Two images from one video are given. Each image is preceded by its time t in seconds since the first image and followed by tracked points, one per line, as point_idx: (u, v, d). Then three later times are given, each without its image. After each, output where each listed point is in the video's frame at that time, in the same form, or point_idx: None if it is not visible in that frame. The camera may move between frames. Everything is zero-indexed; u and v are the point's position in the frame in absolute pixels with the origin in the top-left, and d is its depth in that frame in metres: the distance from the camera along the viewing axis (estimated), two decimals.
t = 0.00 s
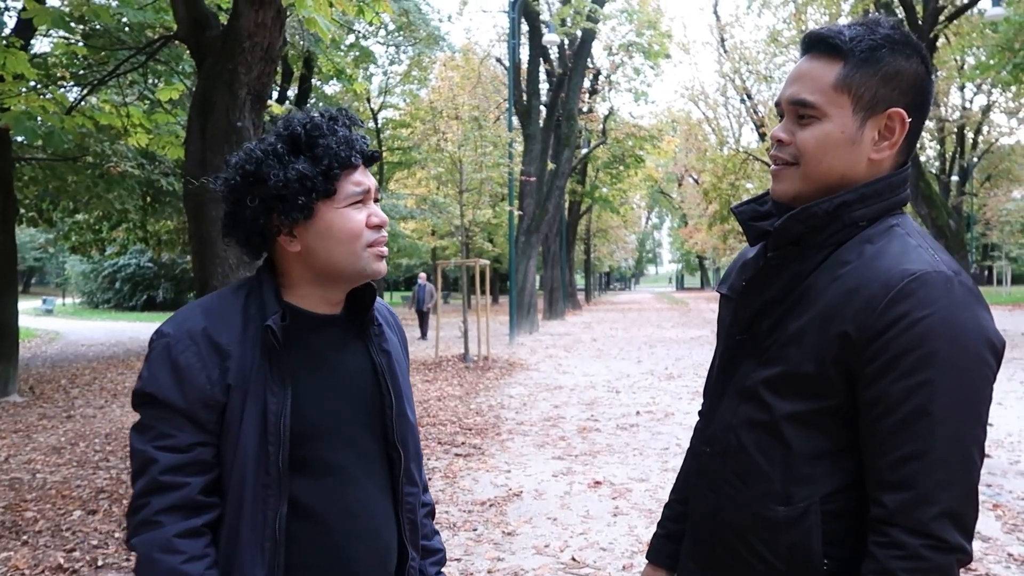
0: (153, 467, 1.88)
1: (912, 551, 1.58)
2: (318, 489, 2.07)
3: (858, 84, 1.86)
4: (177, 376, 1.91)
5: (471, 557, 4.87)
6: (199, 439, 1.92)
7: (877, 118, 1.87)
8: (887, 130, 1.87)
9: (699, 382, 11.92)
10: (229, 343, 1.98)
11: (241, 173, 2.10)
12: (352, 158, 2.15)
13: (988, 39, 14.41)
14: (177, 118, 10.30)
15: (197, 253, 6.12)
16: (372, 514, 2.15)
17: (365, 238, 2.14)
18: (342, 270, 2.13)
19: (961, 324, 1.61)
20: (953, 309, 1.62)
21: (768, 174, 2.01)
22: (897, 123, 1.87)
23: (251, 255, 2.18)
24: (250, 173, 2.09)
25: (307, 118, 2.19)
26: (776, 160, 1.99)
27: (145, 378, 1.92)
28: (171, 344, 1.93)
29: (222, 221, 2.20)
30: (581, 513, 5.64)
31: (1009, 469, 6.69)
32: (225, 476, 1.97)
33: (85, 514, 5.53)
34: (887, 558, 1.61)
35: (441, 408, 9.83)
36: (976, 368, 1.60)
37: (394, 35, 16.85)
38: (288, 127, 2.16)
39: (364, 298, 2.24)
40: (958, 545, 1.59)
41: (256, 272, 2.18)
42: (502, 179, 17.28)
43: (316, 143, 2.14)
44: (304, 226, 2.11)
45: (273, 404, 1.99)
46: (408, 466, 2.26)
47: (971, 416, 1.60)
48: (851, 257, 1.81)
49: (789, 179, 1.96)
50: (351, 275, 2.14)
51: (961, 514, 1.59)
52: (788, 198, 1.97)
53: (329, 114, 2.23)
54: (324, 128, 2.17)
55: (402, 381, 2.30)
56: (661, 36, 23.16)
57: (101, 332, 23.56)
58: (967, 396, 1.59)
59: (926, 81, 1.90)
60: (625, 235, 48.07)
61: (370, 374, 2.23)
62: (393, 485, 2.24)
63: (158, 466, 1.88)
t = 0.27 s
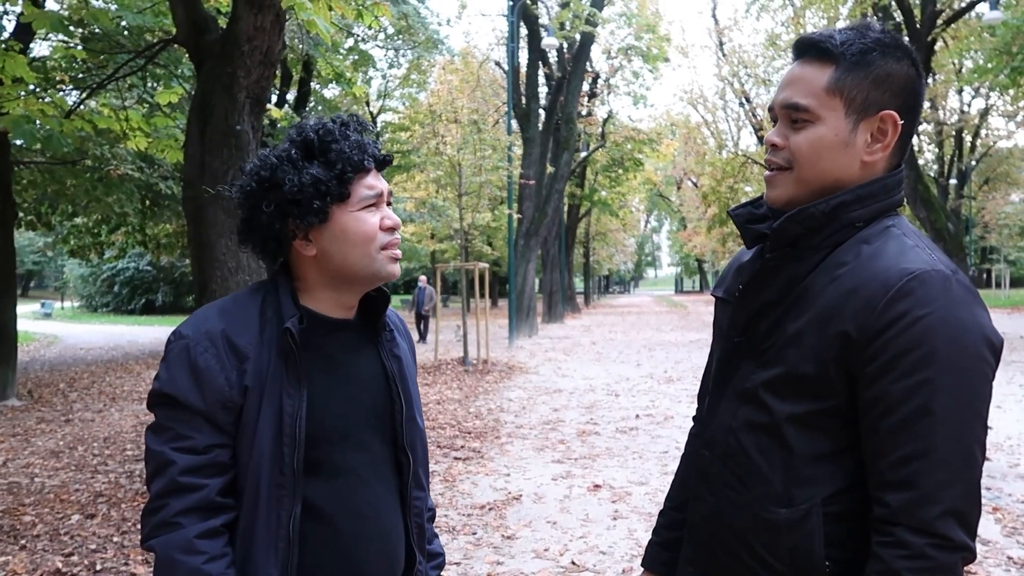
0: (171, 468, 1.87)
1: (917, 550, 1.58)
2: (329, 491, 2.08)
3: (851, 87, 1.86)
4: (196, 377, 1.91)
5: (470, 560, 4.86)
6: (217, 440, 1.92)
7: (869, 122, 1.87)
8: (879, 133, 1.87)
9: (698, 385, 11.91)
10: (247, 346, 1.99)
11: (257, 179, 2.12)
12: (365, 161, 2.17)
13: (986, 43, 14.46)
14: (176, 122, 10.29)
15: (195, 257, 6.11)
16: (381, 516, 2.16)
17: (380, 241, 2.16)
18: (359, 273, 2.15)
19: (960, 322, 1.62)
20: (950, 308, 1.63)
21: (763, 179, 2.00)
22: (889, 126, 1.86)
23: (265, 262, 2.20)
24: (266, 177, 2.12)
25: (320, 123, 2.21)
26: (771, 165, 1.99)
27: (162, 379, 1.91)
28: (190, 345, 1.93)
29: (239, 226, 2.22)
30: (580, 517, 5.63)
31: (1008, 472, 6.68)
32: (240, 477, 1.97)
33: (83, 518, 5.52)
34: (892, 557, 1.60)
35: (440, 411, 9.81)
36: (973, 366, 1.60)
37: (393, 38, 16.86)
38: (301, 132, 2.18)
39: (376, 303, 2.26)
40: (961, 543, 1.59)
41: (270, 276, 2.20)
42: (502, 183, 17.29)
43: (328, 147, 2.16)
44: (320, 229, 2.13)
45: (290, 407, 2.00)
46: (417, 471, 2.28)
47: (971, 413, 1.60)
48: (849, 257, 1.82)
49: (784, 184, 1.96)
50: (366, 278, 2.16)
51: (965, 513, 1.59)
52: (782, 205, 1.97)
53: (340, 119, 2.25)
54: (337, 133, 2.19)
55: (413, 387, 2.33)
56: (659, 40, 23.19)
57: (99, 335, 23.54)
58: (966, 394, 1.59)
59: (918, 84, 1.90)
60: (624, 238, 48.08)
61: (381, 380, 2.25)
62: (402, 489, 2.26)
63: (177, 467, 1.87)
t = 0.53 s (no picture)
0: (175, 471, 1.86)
1: (926, 553, 1.58)
2: (335, 495, 2.10)
3: (831, 91, 1.87)
4: (201, 380, 1.91)
5: (469, 564, 4.86)
6: (222, 444, 1.92)
7: (850, 124, 1.87)
8: (861, 136, 1.88)
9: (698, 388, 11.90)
10: (253, 351, 1.99)
11: (264, 186, 2.12)
12: (373, 168, 2.19)
13: (984, 46, 14.50)
14: (175, 126, 10.28)
15: (194, 261, 6.11)
16: (385, 520, 2.18)
17: (387, 246, 2.17)
18: (362, 278, 2.16)
19: (968, 326, 1.62)
20: (959, 310, 1.64)
21: (748, 184, 2.02)
22: (871, 129, 1.87)
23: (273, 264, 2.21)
24: (274, 185, 2.12)
25: (328, 129, 2.22)
26: (755, 171, 2.00)
27: (167, 382, 1.91)
28: (196, 349, 1.93)
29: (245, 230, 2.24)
30: (580, 521, 5.62)
31: (1008, 474, 6.68)
32: (244, 481, 1.97)
33: (82, 522, 5.51)
34: (900, 558, 1.60)
35: (440, 415, 9.80)
36: (981, 369, 1.61)
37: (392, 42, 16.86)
38: (308, 138, 2.19)
39: (382, 307, 2.29)
40: (969, 545, 1.59)
41: (277, 279, 2.21)
42: (501, 186, 17.29)
43: (337, 154, 2.17)
44: (328, 235, 2.14)
45: (295, 412, 2.00)
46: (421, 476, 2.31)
47: (978, 416, 1.60)
48: (853, 260, 1.82)
49: (767, 190, 1.97)
50: (371, 284, 2.17)
51: (974, 515, 1.59)
52: (767, 211, 1.98)
53: (347, 124, 2.25)
54: (345, 139, 2.19)
55: (417, 393, 2.35)
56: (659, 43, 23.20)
57: (99, 339, 23.51)
58: (974, 398, 1.60)
59: (903, 87, 1.90)
60: (624, 241, 48.09)
61: (386, 386, 2.27)
62: (405, 494, 2.28)
63: (181, 470, 1.86)
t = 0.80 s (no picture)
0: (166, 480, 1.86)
1: (920, 549, 1.58)
2: (330, 499, 2.11)
3: (808, 99, 1.91)
4: (192, 385, 1.90)
5: (467, 566, 4.85)
6: (214, 450, 1.92)
7: (831, 130, 1.92)
8: (843, 140, 1.93)
9: (697, 390, 11.90)
10: (244, 355, 1.98)
11: (260, 187, 2.11)
12: (371, 170, 2.20)
13: (982, 49, 14.55)
14: (174, 128, 10.27)
15: (193, 264, 6.11)
16: (379, 525, 2.19)
17: (385, 250, 2.19)
18: (358, 280, 2.17)
19: (955, 322, 1.63)
20: (948, 307, 1.65)
21: (735, 197, 2.06)
22: (851, 133, 1.93)
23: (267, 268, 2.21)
24: (270, 187, 2.11)
25: (324, 130, 2.22)
26: (740, 184, 2.05)
27: (158, 388, 1.90)
28: (187, 355, 1.93)
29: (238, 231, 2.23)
30: (578, 523, 5.62)
31: (1007, 477, 6.68)
32: (237, 487, 1.97)
33: (79, 524, 5.50)
34: (896, 555, 1.61)
35: (438, 417, 9.80)
36: (972, 365, 1.62)
37: (391, 44, 16.88)
38: (305, 138, 2.18)
39: (377, 309, 2.31)
40: (964, 540, 1.59)
41: (270, 282, 2.21)
42: (500, 189, 17.30)
43: (333, 155, 2.17)
44: (324, 238, 2.15)
45: (289, 417, 2.01)
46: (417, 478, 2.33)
47: (969, 411, 1.61)
48: (845, 260, 1.83)
49: (756, 202, 2.02)
50: (367, 287, 2.19)
51: (967, 511, 1.60)
52: (756, 221, 2.02)
53: (344, 124, 2.25)
54: (342, 140, 2.20)
55: (412, 396, 2.38)
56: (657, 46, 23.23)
57: (97, 342, 23.46)
58: (964, 394, 1.60)
59: (875, 86, 1.96)
60: (623, 244, 48.10)
61: (381, 389, 2.29)
62: (402, 496, 2.31)
63: (173, 478, 1.86)
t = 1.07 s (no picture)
0: (152, 483, 1.86)
1: (941, 547, 1.64)
2: (321, 498, 2.11)
3: (803, 100, 1.91)
4: (175, 388, 1.90)
5: (466, 563, 4.85)
6: (200, 452, 1.92)
7: (828, 128, 1.93)
8: (841, 138, 1.94)
9: (696, 387, 11.90)
10: (227, 356, 1.98)
11: (261, 175, 2.04)
12: (377, 186, 2.11)
13: (982, 46, 14.57)
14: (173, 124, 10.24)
15: (193, 260, 6.09)
16: (371, 523, 2.18)
17: (369, 267, 2.13)
18: (343, 289, 2.12)
19: (969, 322, 1.69)
20: (961, 308, 1.70)
21: (736, 199, 2.05)
22: (849, 130, 1.93)
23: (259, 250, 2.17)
24: (271, 177, 2.04)
25: (342, 130, 2.15)
26: (740, 187, 2.04)
27: (141, 391, 1.91)
28: (169, 356, 1.92)
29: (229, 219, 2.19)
30: (577, 519, 5.62)
31: (1005, 474, 6.68)
32: (226, 488, 1.98)
33: (78, 521, 5.50)
34: (916, 554, 1.66)
35: (437, 414, 9.80)
36: (984, 364, 1.68)
37: (391, 41, 16.85)
38: (320, 138, 2.10)
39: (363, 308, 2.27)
40: (980, 535, 1.66)
41: (255, 279, 2.18)
42: (499, 186, 17.28)
43: (343, 162, 2.10)
44: (314, 242, 2.08)
45: (274, 416, 2.00)
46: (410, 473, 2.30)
47: (984, 410, 1.67)
48: (854, 260, 1.85)
49: (756, 204, 2.00)
50: (348, 296, 2.13)
51: (982, 507, 1.66)
52: (756, 222, 2.01)
53: (360, 128, 2.18)
54: (355, 148, 2.12)
55: (402, 390, 2.34)
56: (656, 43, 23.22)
57: (95, 338, 23.41)
58: (980, 393, 1.67)
59: (867, 81, 1.98)
60: (622, 241, 48.07)
61: (369, 383, 2.27)
62: (394, 493, 2.28)
63: (158, 481, 1.86)
